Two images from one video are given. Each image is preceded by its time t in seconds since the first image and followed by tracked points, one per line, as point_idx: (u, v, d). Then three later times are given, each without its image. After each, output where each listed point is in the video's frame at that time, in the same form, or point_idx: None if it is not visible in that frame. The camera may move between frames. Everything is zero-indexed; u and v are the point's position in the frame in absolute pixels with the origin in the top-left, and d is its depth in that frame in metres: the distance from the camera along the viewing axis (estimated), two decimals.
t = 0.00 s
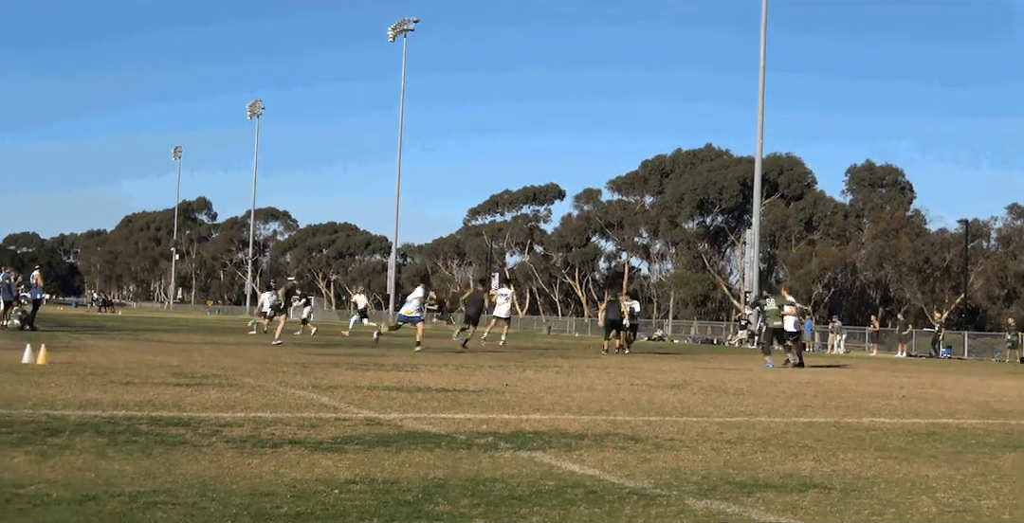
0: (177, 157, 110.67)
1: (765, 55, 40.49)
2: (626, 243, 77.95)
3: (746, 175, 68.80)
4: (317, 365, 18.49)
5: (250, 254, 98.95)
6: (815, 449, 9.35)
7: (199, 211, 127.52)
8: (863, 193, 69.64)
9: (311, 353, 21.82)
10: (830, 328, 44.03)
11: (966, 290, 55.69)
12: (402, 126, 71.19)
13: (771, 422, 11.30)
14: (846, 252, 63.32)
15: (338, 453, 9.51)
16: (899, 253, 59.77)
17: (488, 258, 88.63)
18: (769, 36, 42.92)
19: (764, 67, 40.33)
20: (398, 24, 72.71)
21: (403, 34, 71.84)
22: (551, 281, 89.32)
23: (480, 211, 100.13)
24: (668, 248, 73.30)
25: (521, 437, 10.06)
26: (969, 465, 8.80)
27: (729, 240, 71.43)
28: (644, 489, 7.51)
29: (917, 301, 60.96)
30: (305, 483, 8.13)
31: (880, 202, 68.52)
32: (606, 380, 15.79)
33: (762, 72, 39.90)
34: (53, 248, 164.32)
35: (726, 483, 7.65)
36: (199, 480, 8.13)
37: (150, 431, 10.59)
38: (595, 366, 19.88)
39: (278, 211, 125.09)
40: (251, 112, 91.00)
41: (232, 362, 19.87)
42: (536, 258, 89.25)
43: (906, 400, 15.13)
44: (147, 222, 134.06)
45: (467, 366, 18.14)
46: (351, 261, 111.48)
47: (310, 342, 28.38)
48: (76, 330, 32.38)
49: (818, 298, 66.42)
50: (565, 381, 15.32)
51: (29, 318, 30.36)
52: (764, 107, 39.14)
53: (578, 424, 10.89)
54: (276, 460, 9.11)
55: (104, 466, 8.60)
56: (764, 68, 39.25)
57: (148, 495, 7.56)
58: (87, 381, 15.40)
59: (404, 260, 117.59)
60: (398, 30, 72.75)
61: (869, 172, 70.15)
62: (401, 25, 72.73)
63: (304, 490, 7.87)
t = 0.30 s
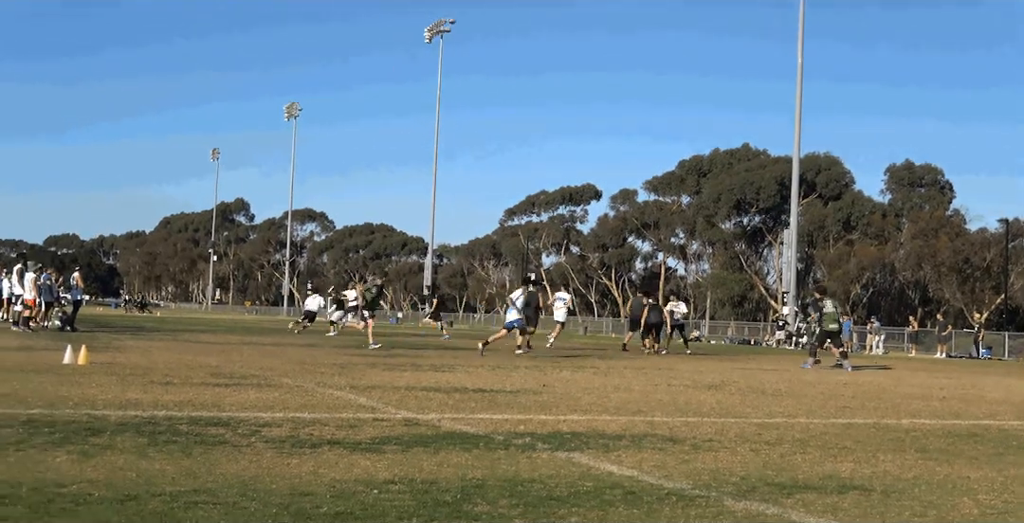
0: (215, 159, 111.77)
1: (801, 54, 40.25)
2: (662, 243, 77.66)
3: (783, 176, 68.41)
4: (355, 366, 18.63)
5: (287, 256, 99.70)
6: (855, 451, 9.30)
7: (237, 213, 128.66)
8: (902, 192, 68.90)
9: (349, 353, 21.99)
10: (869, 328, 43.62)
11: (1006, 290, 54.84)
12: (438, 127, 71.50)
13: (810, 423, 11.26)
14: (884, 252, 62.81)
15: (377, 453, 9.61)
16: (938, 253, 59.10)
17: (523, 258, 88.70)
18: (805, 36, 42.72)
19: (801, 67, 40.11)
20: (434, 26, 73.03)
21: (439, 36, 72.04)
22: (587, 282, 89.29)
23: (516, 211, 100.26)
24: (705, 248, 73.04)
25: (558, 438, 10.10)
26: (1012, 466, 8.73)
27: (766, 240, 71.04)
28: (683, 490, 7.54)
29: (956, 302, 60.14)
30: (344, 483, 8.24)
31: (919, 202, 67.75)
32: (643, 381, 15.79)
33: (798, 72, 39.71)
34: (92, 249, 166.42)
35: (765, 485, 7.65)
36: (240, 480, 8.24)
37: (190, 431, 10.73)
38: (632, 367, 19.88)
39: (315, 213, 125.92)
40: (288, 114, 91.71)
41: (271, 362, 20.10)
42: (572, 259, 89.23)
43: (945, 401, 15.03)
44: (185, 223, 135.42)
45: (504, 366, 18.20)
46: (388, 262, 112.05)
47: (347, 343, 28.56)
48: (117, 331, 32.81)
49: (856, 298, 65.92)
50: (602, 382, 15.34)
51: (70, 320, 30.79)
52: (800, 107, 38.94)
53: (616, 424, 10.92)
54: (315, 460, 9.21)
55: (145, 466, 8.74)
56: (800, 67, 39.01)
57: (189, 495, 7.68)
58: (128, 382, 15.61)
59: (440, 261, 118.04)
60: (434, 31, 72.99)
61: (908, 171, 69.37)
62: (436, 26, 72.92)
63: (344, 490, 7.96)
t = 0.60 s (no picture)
0: (254, 156, 112.74)
1: (840, 49, 39.95)
2: (699, 239, 77.29)
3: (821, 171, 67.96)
4: (393, 362, 18.74)
5: (324, 253, 100.33)
6: (895, 448, 9.26)
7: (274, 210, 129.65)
8: (942, 188, 68.06)
9: (387, 350, 22.12)
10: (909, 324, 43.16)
11: None
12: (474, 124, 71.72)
13: (849, 420, 11.21)
14: (924, 248, 62.37)
15: (415, 448, 9.69)
16: (978, 248, 58.26)
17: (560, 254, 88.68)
18: (843, 30, 42.43)
19: (839, 61, 39.80)
20: (471, 22, 73.19)
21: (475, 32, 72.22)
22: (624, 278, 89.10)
23: (552, 207, 100.26)
24: (743, 244, 72.66)
25: (596, 434, 10.13)
26: None
27: (805, 237, 70.54)
28: (722, 486, 7.55)
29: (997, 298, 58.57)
30: (383, 477, 8.33)
31: (959, 197, 66.90)
32: (681, 377, 15.77)
33: (837, 66, 39.39)
34: (132, 246, 168.43)
35: (805, 481, 7.64)
36: (279, 475, 8.35)
37: (229, 426, 10.87)
38: (670, 363, 19.84)
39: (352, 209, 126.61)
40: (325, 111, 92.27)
41: (309, 358, 20.27)
42: (609, 255, 89.12)
43: (987, 399, 14.88)
44: (224, 219, 136.69)
45: (541, 363, 18.24)
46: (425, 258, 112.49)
47: (384, 339, 28.74)
48: (157, 327, 33.20)
49: (896, 295, 65.36)
50: (639, 378, 15.34)
51: (110, 315, 31.19)
52: (838, 102, 38.67)
53: (654, 421, 10.93)
54: (353, 455, 9.32)
55: (186, 461, 8.88)
56: (839, 62, 38.71)
57: (230, 489, 7.81)
58: (168, 377, 15.81)
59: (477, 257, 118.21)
60: (472, 28, 73.07)
61: (948, 167, 68.49)
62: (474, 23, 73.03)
63: (383, 485, 8.05)
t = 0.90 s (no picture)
0: (282, 152, 113.34)
1: (868, 43, 39.68)
2: (726, 235, 76.95)
3: (848, 166, 67.52)
4: (419, 357, 18.82)
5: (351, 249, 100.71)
6: (924, 444, 9.21)
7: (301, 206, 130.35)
8: (971, 183, 67.36)
9: (414, 345, 22.21)
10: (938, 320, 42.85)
11: None
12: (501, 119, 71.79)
13: (877, 415, 11.16)
14: (953, 244, 61.62)
15: (442, 443, 9.75)
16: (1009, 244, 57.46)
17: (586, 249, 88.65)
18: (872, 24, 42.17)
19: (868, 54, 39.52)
20: (498, 18, 73.26)
21: (502, 27, 72.28)
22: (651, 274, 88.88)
23: (578, 203, 100.20)
24: (770, 240, 72.29)
25: (623, 429, 10.14)
26: None
27: (832, 232, 70.09)
28: (749, 482, 7.55)
29: None
30: (410, 472, 8.38)
31: (989, 192, 66.15)
32: (707, 373, 15.75)
33: (866, 61, 39.04)
34: (161, 242, 169.83)
35: (832, 476, 7.63)
36: (307, 469, 8.43)
37: (257, 420, 10.96)
38: (697, 359, 19.82)
39: (379, 205, 126.98)
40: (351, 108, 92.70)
41: (336, 353, 20.38)
42: (636, 251, 88.95)
43: (1016, 395, 14.76)
44: (251, 215, 137.60)
45: (567, 358, 18.27)
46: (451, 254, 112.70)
47: (410, 333, 28.90)
48: (185, 322, 33.52)
49: (924, 291, 64.55)
50: (665, 374, 15.33)
51: (139, 310, 31.47)
52: (867, 97, 38.40)
53: (680, 416, 10.94)
54: (380, 450, 9.38)
55: (214, 454, 8.98)
56: (867, 57, 38.41)
57: (258, 483, 7.88)
58: (196, 372, 15.98)
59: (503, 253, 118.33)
60: (497, 23, 73.21)
61: (977, 162, 67.73)
62: (499, 19, 73.19)
63: (409, 479, 8.11)
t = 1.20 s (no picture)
0: (292, 152, 113.47)
1: (879, 42, 39.58)
2: (736, 234, 76.77)
3: (859, 165, 67.36)
4: (429, 357, 18.81)
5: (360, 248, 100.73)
6: (934, 444, 9.19)
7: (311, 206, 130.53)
8: (981, 182, 67.16)
9: (423, 345, 22.20)
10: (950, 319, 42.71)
11: None
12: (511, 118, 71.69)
13: (887, 416, 11.12)
14: (963, 244, 61.43)
15: (452, 443, 9.76)
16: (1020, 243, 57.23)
17: (596, 248, 88.54)
18: (882, 24, 42.08)
19: (879, 54, 39.39)
20: (508, 17, 73.16)
21: (512, 26, 72.15)
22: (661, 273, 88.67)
23: (588, 202, 100.09)
24: (780, 239, 72.08)
25: (632, 429, 10.14)
26: None
27: (843, 232, 69.93)
28: (758, 481, 7.54)
29: None
30: (419, 471, 8.39)
31: (999, 191, 65.95)
32: (717, 373, 15.70)
33: (877, 60, 38.95)
34: (171, 241, 170.10)
35: (842, 476, 7.61)
36: (317, 469, 8.44)
37: (267, 420, 10.98)
38: (707, 358, 19.80)
39: (389, 205, 127.07)
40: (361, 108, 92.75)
41: (346, 353, 20.41)
42: (646, 251, 88.80)
43: None
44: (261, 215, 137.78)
45: (578, 358, 18.25)
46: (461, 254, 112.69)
47: (419, 333, 28.92)
48: (194, 322, 33.55)
49: (935, 290, 64.26)
50: (675, 374, 15.30)
51: (148, 310, 31.51)
52: (878, 96, 38.30)
53: (690, 416, 10.91)
54: (390, 450, 9.39)
55: (224, 454, 8.99)
56: (878, 56, 38.32)
57: (267, 482, 7.90)
58: (206, 371, 16.01)
59: (512, 252, 118.34)
60: (507, 22, 73.19)
61: (988, 161, 67.60)
62: (510, 18, 73.13)
63: (419, 479, 8.11)
